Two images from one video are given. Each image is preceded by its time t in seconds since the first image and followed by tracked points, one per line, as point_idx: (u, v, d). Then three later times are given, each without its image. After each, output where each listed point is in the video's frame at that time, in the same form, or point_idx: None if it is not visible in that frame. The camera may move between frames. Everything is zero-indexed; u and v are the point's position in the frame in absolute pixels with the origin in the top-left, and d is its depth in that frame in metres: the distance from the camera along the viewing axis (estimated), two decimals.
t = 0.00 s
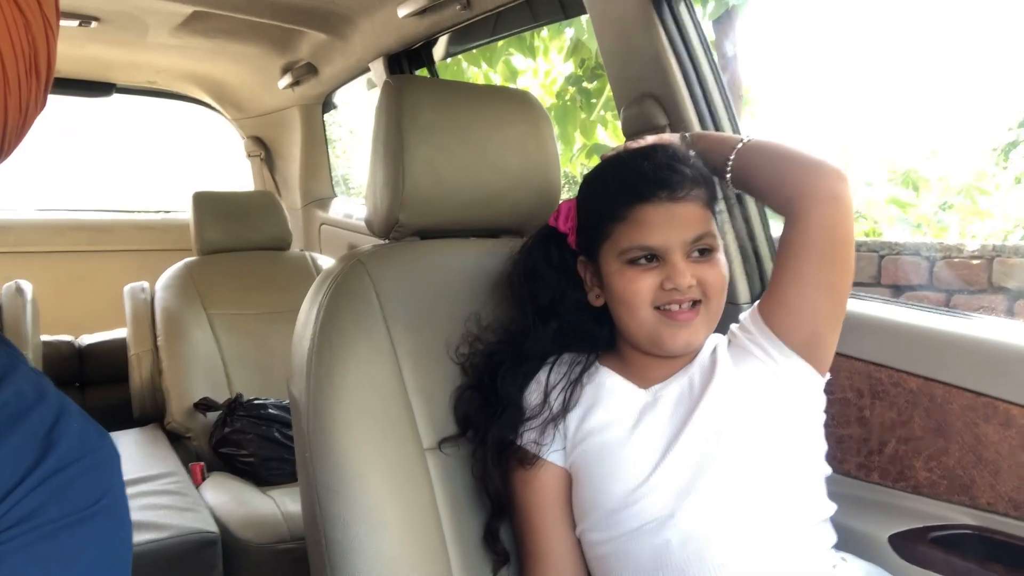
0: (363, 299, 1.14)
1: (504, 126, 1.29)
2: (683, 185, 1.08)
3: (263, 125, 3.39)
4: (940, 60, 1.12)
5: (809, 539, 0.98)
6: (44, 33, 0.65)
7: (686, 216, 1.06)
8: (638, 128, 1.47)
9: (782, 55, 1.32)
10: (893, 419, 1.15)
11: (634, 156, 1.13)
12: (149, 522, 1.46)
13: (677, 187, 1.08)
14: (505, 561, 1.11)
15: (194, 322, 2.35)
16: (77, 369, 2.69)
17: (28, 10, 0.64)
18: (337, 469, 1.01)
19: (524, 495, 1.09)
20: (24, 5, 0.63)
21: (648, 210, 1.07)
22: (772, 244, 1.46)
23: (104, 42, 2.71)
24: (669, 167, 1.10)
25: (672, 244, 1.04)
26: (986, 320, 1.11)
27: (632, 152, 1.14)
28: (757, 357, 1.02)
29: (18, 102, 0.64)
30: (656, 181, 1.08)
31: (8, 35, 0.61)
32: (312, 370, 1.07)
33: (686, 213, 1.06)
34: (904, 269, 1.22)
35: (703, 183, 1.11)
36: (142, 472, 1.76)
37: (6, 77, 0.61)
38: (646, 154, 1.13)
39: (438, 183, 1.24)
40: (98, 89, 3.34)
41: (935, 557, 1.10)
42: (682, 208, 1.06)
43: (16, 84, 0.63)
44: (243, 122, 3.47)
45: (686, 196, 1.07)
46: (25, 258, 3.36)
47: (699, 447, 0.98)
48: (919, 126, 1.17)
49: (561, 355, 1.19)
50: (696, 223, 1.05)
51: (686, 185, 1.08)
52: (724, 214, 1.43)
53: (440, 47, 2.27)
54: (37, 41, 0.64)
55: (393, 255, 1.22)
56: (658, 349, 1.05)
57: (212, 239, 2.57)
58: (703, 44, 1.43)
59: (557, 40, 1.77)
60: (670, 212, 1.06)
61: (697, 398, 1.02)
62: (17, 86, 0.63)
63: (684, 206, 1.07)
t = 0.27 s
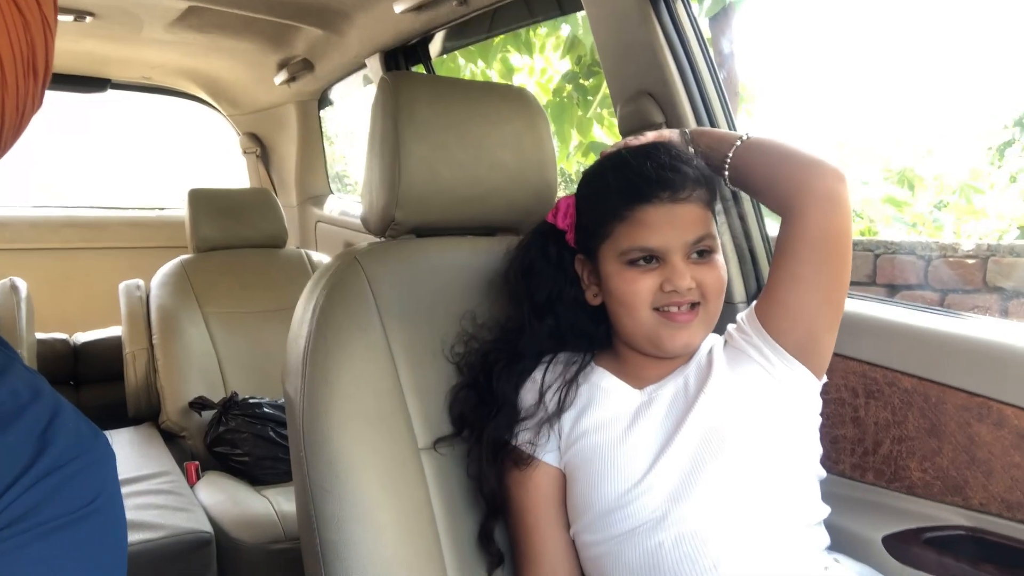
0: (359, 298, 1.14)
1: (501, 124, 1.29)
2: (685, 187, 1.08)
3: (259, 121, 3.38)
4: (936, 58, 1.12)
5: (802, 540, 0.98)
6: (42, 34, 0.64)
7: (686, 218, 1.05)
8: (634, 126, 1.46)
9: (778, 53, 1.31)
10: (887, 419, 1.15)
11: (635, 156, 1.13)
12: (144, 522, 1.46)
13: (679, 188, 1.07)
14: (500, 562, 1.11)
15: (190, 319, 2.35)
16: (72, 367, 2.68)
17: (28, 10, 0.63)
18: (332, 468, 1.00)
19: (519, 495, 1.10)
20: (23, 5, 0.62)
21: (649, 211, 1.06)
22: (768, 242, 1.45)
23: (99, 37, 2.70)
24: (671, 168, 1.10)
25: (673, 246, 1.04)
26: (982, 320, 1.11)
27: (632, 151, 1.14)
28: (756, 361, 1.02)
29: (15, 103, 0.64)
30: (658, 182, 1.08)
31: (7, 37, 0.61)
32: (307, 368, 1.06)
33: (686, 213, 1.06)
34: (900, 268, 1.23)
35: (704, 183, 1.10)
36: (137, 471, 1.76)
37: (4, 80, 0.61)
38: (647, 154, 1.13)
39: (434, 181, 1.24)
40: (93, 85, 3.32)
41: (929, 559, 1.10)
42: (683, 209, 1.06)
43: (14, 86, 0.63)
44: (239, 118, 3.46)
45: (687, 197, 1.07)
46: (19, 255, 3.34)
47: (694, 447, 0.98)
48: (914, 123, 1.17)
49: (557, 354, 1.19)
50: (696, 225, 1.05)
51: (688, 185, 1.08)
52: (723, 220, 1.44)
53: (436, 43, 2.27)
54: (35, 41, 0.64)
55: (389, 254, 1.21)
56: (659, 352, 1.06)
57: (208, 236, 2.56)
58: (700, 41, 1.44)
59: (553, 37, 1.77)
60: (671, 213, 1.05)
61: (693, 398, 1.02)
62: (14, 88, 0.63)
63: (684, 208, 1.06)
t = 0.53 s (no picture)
0: (355, 290, 1.14)
1: (497, 116, 1.29)
2: (687, 181, 1.08)
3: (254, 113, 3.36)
4: (933, 51, 1.12)
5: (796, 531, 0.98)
6: (34, 22, 0.64)
7: (688, 214, 1.05)
8: (630, 118, 1.46)
9: (775, 45, 1.31)
10: (881, 410, 1.16)
11: (637, 149, 1.12)
12: (141, 513, 1.46)
13: (681, 182, 1.07)
14: (494, 552, 1.11)
15: (185, 312, 2.34)
16: (67, 359, 2.67)
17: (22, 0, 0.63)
18: (328, 459, 1.00)
19: (514, 486, 1.10)
20: None
21: (650, 205, 1.06)
22: (763, 235, 1.46)
23: (93, 28, 2.68)
24: (675, 161, 1.09)
25: (673, 241, 1.04)
26: (977, 313, 1.11)
27: (636, 143, 1.13)
28: (755, 355, 1.02)
29: (9, 92, 0.63)
30: (660, 175, 1.07)
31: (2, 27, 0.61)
32: (303, 359, 1.06)
33: (688, 209, 1.06)
34: (896, 260, 1.23)
35: (706, 177, 1.10)
36: (132, 462, 1.76)
37: None
38: (649, 148, 1.12)
39: (430, 173, 1.24)
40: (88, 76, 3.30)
41: (922, 548, 1.10)
42: (684, 205, 1.06)
43: (8, 76, 0.62)
44: (234, 110, 3.44)
45: (688, 191, 1.07)
46: (13, 247, 3.33)
47: (689, 438, 0.99)
48: (912, 117, 1.17)
49: (554, 345, 1.19)
50: (696, 219, 1.05)
51: (690, 179, 1.08)
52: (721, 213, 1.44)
53: (433, 35, 2.26)
54: (28, 30, 0.63)
55: (385, 245, 1.21)
56: (654, 344, 1.06)
57: (203, 228, 2.55)
58: (696, 32, 1.42)
59: (550, 30, 1.77)
60: (672, 208, 1.05)
61: (691, 391, 1.02)
62: (8, 77, 0.62)
63: (686, 202, 1.06)
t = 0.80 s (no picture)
0: (352, 285, 1.13)
1: (494, 110, 1.28)
2: (678, 161, 1.09)
3: (251, 107, 3.36)
4: (933, 45, 1.12)
5: (795, 526, 0.98)
6: (30, 16, 0.64)
7: (678, 193, 1.06)
8: (628, 112, 1.46)
9: (773, 40, 1.31)
10: (878, 405, 1.16)
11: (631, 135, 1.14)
12: (137, 508, 1.46)
13: (671, 162, 1.09)
14: (486, 545, 1.11)
15: (182, 307, 2.34)
16: (64, 354, 2.67)
17: None
18: (325, 454, 1.00)
19: (511, 481, 1.10)
20: None
21: (640, 182, 1.08)
22: (760, 230, 1.45)
23: (89, 22, 2.67)
24: (667, 142, 1.11)
25: (660, 219, 1.05)
26: (973, 308, 1.12)
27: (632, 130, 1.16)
28: (751, 345, 1.03)
29: (4, 87, 0.63)
30: (650, 152, 1.10)
31: None
32: (300, 354, 1.06)
33: (678, 187, 1.07)
34: (892, 255, 1.23)
35: (702, 163, 1.11)
36: (129, 458, 1.76)
37: None
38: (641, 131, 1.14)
39: (427, 166, 1.23)
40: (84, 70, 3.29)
41: (918, 543, 1.11)
42: (671, 183, 1.07)
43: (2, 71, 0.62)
44: (231, 104, 3.43)
45: (680, 172, 1.08)
46: (9, 242, 3.31)
47: (686, 434, 0.99)
48: (911, 112, 1.16)
49: (547, 339, 1.22)
50: (684, 201, 1.06)
51: (683, 161, 1.09)
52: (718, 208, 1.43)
53: (431, 30, 2.25)
54: (22, 24, 0.63)
55: (381, 241, 1.21)
56: (637, 328, 1.06)
57: (200, 223, 2.54)
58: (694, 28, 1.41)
59: (548, 24, 1.76)
60: (662, 184, 1.07)
61: (687, 385, 1.02)
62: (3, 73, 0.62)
63: (676, 181, 1.08)
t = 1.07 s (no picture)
0: (355, 283, 1.13)
1: (496, 109, 1.28)
2: (678, 158, 1.10)
3: (254, 105, 3.36)
4: (937, 42, 1.11)
5: (797, 523, 0.98)
6: (34, 16, 0.64)
7: (676, 191, 1.06)
8: (631, 110, 1.46)
9: (776, 37, 1.31)
10: (881, 403, 1.16)
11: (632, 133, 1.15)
12: (141, 505, 1.46)
13: (670, 160, 1.10)
14: (485, 537, 1.10)
15: (186, 305, 2.34)
16: (68, 352, 2.67)
17: None
18: (328, 453, 1.00)
19: (514, 479, 1.10)
20: None
21: (640, 178, 1.09)
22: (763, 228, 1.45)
23: (92, 21, 2.67)
24: (668, 139, 1.12)
25: (658, 215, 1.05)
26: (977, 305, 1.11)
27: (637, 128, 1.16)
28: (755, 345, 1.03)
29: (8, 86, 0.63)
30: (652, 148, 1.11)
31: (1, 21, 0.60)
32: (302, 352, 1.06)
33: (677, 184, 1.07)
34: (896, 253, 1.22)
35: (704, 163, 1.12)
36: (132, 455, 1.76)
37: None
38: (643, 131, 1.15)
39: (429, 165, 1.23)
40: (87, 69, 3.29)
41: (921, 541, 1.10)
42: (670, 180, 1.08)
43: (7, 71, 0.62)
44: (234, 102, 3.43)
45: (679, 170, 1.09)
46: (12, 240, 3.32)
47: (689, 431, 0.98)
48: (915, 110, 1.16)
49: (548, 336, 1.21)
50: (682, 199, 1.06)
51: (683, 159, 1.10)
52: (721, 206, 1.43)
53: (434, 27, 2.25)
54: (26, 23, 0.63)
55: (385, 238, 1.21)
56: (635, 325, 1.05)
57: (203, 221, 2.55)
58: (698, 26, 1.41)
59: (550, 22, 1.75)
60: (661, 181, 1.08)
61: (691, 383, 1.02)
62: (8, 72, 0.62)
63: (675, 178, 1.08)
